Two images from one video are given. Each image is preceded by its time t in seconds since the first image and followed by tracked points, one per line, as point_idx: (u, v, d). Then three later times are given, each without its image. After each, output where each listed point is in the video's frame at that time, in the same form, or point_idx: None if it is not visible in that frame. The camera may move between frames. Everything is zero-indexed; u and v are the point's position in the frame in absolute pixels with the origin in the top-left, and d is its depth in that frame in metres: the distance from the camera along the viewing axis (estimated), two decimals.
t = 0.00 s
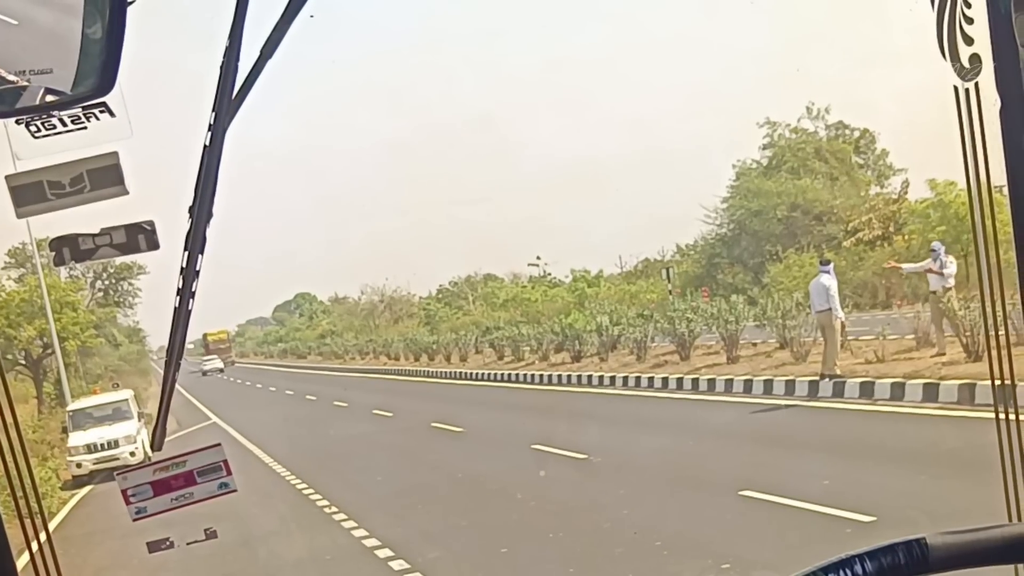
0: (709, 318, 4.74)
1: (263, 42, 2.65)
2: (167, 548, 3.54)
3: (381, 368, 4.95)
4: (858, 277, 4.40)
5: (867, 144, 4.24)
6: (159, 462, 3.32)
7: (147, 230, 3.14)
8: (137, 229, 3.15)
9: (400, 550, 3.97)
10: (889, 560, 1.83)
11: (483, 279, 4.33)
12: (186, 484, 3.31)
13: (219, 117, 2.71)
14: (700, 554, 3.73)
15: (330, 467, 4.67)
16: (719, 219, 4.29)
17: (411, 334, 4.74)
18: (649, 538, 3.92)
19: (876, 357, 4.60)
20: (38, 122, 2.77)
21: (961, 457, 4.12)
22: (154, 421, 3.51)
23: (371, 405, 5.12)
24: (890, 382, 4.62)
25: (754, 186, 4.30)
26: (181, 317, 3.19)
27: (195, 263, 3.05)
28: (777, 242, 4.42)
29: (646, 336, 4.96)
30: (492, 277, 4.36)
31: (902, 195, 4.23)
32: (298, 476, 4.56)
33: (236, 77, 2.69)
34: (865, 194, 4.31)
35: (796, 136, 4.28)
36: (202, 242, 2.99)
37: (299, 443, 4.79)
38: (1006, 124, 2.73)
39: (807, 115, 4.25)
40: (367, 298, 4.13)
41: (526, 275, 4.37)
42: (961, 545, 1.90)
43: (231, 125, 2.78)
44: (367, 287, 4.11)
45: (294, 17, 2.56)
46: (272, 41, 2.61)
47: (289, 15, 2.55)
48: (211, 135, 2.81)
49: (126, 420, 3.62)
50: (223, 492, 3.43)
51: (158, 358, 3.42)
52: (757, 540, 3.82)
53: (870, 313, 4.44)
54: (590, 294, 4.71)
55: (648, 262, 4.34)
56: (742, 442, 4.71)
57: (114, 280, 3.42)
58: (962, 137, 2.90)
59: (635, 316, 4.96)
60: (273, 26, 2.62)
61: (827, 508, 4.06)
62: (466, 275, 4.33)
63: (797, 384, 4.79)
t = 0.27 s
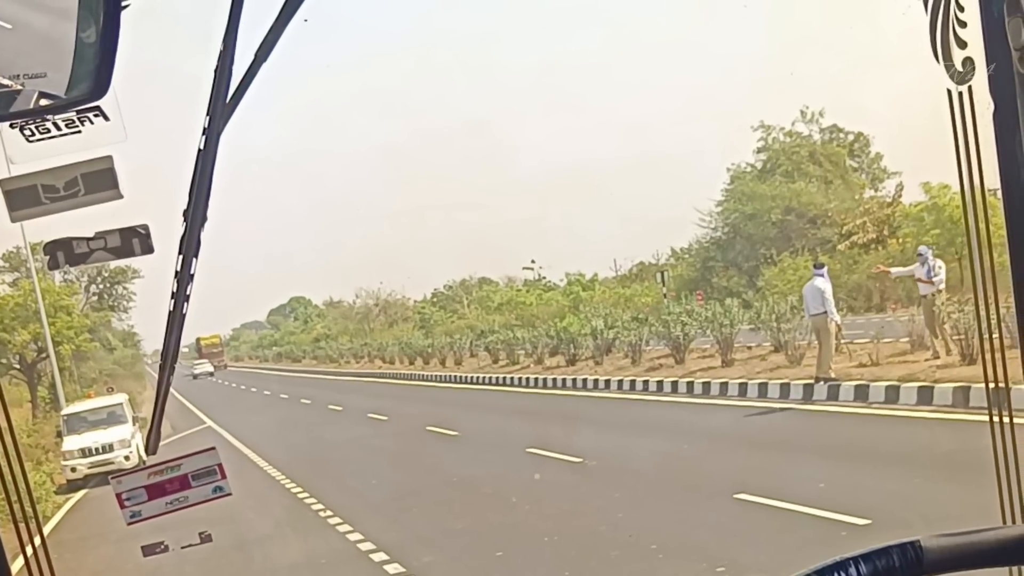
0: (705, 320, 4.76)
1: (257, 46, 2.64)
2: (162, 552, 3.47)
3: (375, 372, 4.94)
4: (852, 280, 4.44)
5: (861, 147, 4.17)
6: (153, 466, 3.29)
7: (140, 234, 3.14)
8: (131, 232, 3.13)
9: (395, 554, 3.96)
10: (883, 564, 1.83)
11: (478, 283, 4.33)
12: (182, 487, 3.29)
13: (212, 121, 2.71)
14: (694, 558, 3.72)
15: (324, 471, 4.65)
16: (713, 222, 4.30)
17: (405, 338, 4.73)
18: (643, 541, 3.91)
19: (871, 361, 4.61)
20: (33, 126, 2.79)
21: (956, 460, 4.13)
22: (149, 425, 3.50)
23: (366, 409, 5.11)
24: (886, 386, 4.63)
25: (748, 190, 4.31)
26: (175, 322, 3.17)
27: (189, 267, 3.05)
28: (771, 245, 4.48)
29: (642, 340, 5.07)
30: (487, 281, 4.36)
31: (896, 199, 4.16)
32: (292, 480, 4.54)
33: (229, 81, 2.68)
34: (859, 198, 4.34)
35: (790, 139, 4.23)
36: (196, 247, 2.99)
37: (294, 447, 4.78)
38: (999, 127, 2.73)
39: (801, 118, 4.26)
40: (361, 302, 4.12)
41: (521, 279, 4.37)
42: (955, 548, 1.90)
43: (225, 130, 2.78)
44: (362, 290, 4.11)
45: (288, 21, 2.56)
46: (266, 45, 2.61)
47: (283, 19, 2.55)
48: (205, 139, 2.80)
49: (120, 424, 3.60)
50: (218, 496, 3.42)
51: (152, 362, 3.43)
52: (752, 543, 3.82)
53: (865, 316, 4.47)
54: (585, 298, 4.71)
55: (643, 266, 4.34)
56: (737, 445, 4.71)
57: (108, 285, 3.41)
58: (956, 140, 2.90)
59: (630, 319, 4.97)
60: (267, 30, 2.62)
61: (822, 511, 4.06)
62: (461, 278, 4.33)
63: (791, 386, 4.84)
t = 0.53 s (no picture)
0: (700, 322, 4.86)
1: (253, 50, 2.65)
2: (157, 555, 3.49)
3: (371, 375, 4.94)
4: (847, 283, 4.44)
5: (856, 150, 4.15)
6: (150, 470, 3.29)
7: (137, 238, 3.18)
8: (127, 236, 3.17)
9: (391, 557, 3.96)
10: (879, 566, 1.83)
11: (474, 286, 4.34)
12: (178, 490, 3.27)
13: (209, 125, 2.71)
14: (690, 560, 3.73)
15: (321, 474, 4.66)
16: (709, 225, 4.30)
17: (401, 341, 4.73)
18: (639, 544, 3.92)
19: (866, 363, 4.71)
20: (28, 131, 2.74)
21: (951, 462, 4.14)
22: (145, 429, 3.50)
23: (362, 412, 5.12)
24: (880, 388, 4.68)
25: (743, 194, 4.32)
26: (172, 325, 3.18)
27: (185, 271, 3.06)
28: (766, 249, 4.51)
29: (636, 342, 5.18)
30: (483, 284, 4.36)
31: (890, 203, 4.15)
32: (289, 484, 4.55)
33: (226, 85, 2.69)
34: (854, 202, 4.29)
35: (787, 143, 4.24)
36: (192, 250, 2.99)
37: (290, 451, 4.78)
38: (993, 129, 2.74)
39: (796, 121, 4.27)
40: (357, 305, 4.12)
41: (516, 282, 4.37)
42: (951, 551, 1.91)
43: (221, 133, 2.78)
44: (358, 294, 4.11)
45: (284, 24, 2.56)
46: (262, 49, 2.61)
47: (279, 22, 2.55)
48: (202, 143, 2.80)
49: (116, 428, 3.61)
50: (214, 499, 3.39)
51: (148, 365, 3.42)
52: (748, 546, 3.82)
53: (860, 319, 4.44)
54: (580, 301, 4.71)
55: (638, 269, 4.32)
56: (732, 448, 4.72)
57: (104, 288, 3.44)
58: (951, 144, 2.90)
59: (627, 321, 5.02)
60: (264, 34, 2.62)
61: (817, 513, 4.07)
62: (456, 281, 4.33)
63: (787, 390, 4.88)
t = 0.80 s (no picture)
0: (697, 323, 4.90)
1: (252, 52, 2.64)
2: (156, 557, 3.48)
3: (369, 377, 4.93)
4: (844, 285, 4.46)
5: (853, 152, 4.15)
6: (149, 472, 3.29)
7: (135, 240, 3.17)
8: (126, 239, 3.16)
9: (389, 560, 3.96)
10: (878, 567, 1.83)
11: (472, 288, 4.35)
12: (177, 493, 3.27)
13: (207, 127, 2.71)
14: (688, 562, 3.73)
15: (319, 477, 4.66)
16: (706, 227, 4.31)
17: (399, 343, 4.73)
18: (637, 546, 3.92)
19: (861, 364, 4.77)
20: (27, 133, 2.74)
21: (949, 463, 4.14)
22: (143, 431, 3.50)
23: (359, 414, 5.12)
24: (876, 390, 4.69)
25: (738, 195, 4.40)
26: (170, 328, 3.18)
27: (183, 272, 3.07)
28: (764, 251, 4.55)
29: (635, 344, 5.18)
30: (481, 286, 4.36)
31: (887, 204, 4.15)
32: (286, 486, 4.55)
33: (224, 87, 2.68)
34: (851, 203, 4.28)
35: (781, 143, 4.31)
36: (190, 253, 2.99)
37: (287, 453, 4.78)
38: (990, 132, 2.75)
39: (793, 123, 4.28)
40: (354, 307, 4.12)
41: (514, 284, 4.37)
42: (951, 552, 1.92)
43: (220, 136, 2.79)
44: (355, 296, 4.10)
45: (283, 26, 2.56)
46: (260, 51, 2.61)
47: (277, 25, 2.55)
48: (200, 145, 2.80)
49: (114, 429, 3.62)
50: (212, 502, 3.39)
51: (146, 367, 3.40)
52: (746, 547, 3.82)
53: (857, 321, 4.45)
54: (578, 303, 4.70)
55: (636, 271, 4.33)
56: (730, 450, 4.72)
57: (102, 289, 3.43)
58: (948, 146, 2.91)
59: (623, 323, 5.03)
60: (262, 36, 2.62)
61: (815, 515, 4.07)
62: (454, 283, 4.34)
63: (783, 391, 4.99)
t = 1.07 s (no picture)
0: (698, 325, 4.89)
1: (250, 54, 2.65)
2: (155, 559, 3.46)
3: (366, 379, 4.93)
4: (841, 287, 4.42)
5: (850, 154, 4.15)
6: (148, 474, 3.29)
7: (135, 242, 3.15)
8: (125, 241, 3.16)
9: (386, 561, 3.96)
10: (878, 569, 1.83)
11: (469, 290, 4.35)
12: (175, 495, 3.27)
13: (206, 129, 2.71)
14: (686, 564, 3.73)
15: (317, 478, 4.65)
16: (703, 228, 4.31)
17: (396, 345, 4.72)
18: (635, 547, 3.92)
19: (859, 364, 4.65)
20: (26, 136, 2.73)
21: (945, 464, 4.15)
22: (141, 433, 3.49)
23: (357, 416, 5.11)
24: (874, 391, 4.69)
25: (737, 197, 4.38)
26: (170, 330, 3.18)
27: (183, 275, 3.07)
28: (762, 253, 4.55)
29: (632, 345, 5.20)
30: (479, 287, 4.36)
31: (886, 205, 4.17)
32: (285, 488, 4.54)
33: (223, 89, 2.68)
34: (849, 204, 4.30)
35: (780, 146, 4.32)
36: (190, 255, 3.00)
37: (285, 455, 4.77)
38: (988, 134, 2.76)
39: (790, 125, 4.29)
40: (352, 309, 4.12)
41: (512, 285, 4.38)
42: (949, 555, 1.92)
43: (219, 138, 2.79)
44: (353, 297, 4.11)
45: (281, 28, 2.56)
46: (259, 54, 2.61)
47: (276, 27, 2.55)
48: (200, 147, 2.80)
49: (112, 432, 3.61)
50: (211, 503, 3.39)
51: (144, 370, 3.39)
52: (744, 549, 3.82)
53: (855, 322, 4.38)
54: (575, 305, 4.71)
55: (633, 272, 4.33)
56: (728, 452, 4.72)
57: (99, 291, 3.40)
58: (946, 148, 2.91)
59: (621, 324, 5.02)
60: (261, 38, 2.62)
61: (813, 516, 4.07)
62: (452, 285, 4.35)
63: (782, 393, 4.94)
